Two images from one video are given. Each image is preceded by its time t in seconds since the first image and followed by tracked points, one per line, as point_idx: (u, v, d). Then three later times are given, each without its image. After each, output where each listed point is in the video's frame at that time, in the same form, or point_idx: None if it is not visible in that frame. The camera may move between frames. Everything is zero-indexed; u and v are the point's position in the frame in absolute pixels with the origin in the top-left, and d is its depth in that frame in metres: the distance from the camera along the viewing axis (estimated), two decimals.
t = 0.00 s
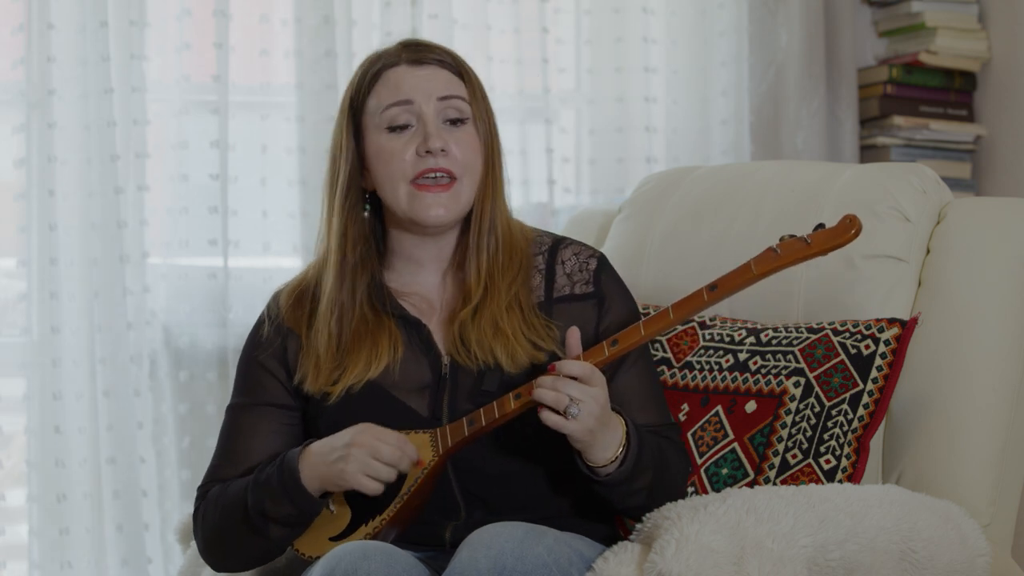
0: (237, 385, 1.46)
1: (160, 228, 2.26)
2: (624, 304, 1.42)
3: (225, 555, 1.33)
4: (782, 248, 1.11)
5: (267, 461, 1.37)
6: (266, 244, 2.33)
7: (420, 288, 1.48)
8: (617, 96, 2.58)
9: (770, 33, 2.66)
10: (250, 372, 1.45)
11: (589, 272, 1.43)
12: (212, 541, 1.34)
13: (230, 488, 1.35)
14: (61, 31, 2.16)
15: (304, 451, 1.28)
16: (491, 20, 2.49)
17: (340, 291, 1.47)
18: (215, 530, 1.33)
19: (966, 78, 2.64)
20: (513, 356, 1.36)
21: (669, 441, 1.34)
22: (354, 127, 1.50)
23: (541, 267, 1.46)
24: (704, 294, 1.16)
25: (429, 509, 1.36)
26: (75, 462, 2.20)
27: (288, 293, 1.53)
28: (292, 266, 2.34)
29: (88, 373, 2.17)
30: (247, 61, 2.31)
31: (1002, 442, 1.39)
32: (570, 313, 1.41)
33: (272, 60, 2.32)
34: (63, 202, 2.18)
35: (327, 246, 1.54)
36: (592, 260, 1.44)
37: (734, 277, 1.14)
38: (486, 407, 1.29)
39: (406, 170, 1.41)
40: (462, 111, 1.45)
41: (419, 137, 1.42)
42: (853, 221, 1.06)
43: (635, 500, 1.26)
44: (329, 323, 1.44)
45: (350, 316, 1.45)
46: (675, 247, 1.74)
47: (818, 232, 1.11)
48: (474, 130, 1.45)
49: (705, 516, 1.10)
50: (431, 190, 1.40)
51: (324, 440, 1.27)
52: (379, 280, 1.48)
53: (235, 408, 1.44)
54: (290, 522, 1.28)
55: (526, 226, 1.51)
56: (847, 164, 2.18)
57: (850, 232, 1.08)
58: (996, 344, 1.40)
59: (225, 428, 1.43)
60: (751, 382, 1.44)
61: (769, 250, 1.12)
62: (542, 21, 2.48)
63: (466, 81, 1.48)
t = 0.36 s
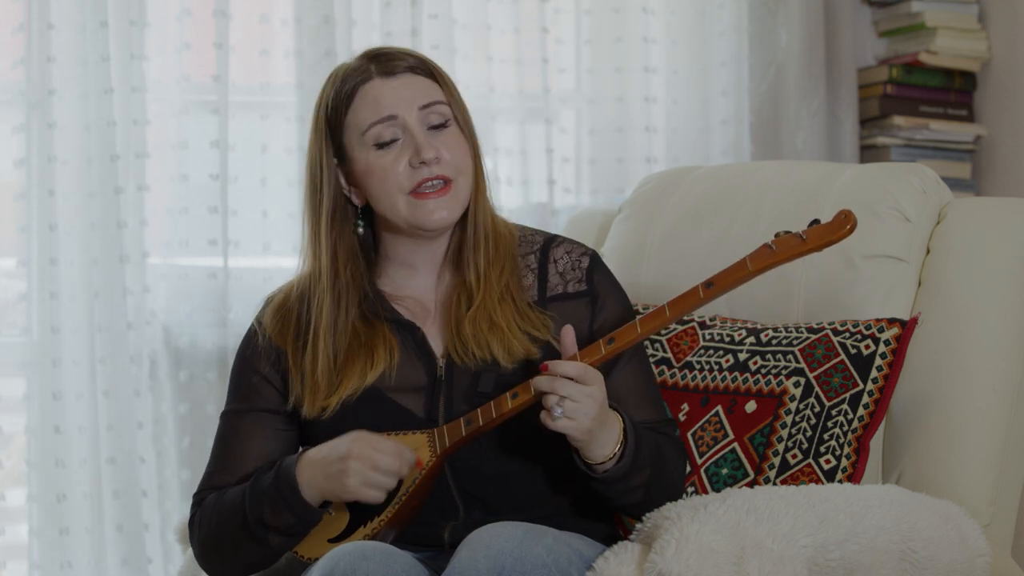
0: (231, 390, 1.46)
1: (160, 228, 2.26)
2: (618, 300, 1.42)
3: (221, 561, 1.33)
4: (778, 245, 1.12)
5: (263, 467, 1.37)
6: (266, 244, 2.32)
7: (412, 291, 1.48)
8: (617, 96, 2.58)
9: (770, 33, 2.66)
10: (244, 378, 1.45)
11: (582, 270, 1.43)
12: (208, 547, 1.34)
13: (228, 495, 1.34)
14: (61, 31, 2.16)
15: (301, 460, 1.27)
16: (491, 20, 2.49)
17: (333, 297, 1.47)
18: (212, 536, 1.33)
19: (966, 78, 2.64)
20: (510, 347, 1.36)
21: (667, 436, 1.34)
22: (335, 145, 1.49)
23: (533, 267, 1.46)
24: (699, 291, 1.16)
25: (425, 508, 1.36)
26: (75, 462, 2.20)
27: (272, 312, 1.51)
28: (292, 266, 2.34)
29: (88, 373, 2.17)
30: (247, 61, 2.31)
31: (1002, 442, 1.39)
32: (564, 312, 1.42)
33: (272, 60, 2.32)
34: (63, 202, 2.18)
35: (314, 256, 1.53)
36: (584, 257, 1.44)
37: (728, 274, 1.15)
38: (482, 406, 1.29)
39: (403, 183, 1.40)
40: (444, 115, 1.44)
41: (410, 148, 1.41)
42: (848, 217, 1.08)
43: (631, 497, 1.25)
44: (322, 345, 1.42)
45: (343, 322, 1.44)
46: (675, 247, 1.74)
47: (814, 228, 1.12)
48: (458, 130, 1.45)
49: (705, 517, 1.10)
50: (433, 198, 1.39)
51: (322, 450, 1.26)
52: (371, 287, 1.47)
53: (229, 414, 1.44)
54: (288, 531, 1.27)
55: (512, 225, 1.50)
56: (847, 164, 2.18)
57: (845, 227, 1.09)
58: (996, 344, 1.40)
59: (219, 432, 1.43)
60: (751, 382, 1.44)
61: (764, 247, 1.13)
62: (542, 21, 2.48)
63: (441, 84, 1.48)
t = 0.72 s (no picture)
0: (228, 392, 1.45)
1: (160, 228, 2.26)
2: (614, 299, 1.43)
3: (218, 560, 1.33)
4: (774, 238, 1.14)
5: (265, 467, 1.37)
6: (266, 244, 2.33)
7: (406, 291, 1.48)
8: (617, 96, 2.58)
9: (770, 33, 2.66)
10: (241, 380, 1.44)
11: (578, 270, 1.44)
12: (206, 545, 1.33)
13: (227, 494, 1.34)
14: (61, 31, 2.16)
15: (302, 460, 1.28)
16: (491, 20, 2.49)
17: (327, 295, 1.47)
18: (210, 535, 1.33)
19: (966, 78, 2.64)
20: (502, 356, 1.36)
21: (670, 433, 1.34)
22: (335, 130, 1.50)
23: (529, 266, 1.46)
24: (695, 286, 1.17)
25: (424, 508, 1.35)
26: (74, 462, 2.20)
27: (273, 296, 1.52)
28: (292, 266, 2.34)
29: (88, 373, 2.17)
30: (247, 61, 2.31)
31: (1002, 442, 1.39)
32: (560, 313, 1.42)
33: (272, 60, 2.32)
34: (63, 202, 2.18)
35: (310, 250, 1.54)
36: (580, 257, 1.45)
37: (727, 269, 1.16)
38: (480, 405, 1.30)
39: (381, 177, 1.40)
40: (438, 117, 1.44)
41: (392, 144, 1.41)
42: (844, 209, 1.11)
43: (648, 492, 1.26)
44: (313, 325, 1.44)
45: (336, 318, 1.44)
46: (675, 247, 1.74)
47: (808, 222, 1.14)
48: (449, 134, 1.44)
49: (705, 517, 1.10)
50: (407, 197, 1.39)
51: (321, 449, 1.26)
52: (365, 280, 1.48)
53: (225, 415, 1.43)
54: (287, 530, 1.27)
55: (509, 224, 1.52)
56: (847, 164, 2.18)
57: (841, 220, 1.11)
58: (996, 344, 1.40)
59: (217, 433, 1.42)
60: (751, 382, 1.44)
61: (760, 241, 1.15)
62: (542, 21, 2.48)
63: (442, 84, 1.46)
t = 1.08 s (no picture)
0: (232, 385, 1.44)
1: (160, 228, 2.26)
2: (618, 300, 1.44)
3: (223, 557, 1.33)
4: (784, 249, 1.13)
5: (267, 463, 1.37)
6: (266, 244, 2.33)
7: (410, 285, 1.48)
8: (617, 96, 2.58)
9: (770, 33, 2.66)
10: (245, 372, 1.44)
11: (583, 270, 1.44)
12: (209, 541, 1.33)
13: (231, 490, 1.34)
14: (61, 31, 2.16)
15: (307, 461, 1.27)
16: (491, 19, 2.49)
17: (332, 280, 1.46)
18: (213, 531, 1.33)
19: (966, 78, 2.64)
20: (501, 364, 1.35)
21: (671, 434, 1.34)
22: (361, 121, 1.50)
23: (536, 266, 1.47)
24: (704, 294, 1.16)
25: (427, 509, 1.35)
26: (75, 463, 2.20)
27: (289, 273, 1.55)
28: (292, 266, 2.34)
29: (88, 373, 2.17)
30: (247, 61, 2.31)
31: (1002, 442, 1.39)
32: (566, 312, 1.42)
33: (272, 60, 2.32)
34: (63, 202, 2.18)
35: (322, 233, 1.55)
36: (586, 258, 1.46)
37: (735, 277, 1.15)
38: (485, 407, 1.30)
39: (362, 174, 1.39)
40: (437, 131, 1.39)
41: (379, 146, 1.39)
42: (855, 222, 1.09)
43: (649, 493, 1.26)
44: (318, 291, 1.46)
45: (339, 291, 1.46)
46: (675, 247, 1.74)
47: (819, 232, 1.13)
48: (444, 150, 1.40)
49: (705, 516, 1.10)
50: (379, 200, 1.37)
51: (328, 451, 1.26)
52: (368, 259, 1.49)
53: (230, 408, 1.42)
54: (288, 529, 1.27)
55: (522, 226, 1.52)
56: (847, 164, 2.18)
57: (852, 232, 1.10)
58: (996, 344, 1.40)
59: (220, 427, 1.42)
60: (751, 382, 1.44)
61: (770, 250, 1.14)
62: (542, 21, 2.48)
63: (455, 97, 1.40)
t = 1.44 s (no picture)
0: (241, 377, 1.45)
1: (160, 228, 2.26)
2: (628, 304, 1.43)
3: (227, 551, 1.33)
4: (802, 267, 1.12)
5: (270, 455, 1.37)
6: (266, 244, 2.33)
7: (423, 284, 1.47)
8: (617, 96, 2.58)
9: (770, 33, 2.66)
10: (254, 365, 1.44)
11: (595, 274, 1.44)
12: (213, 535, 1.33)
13: (233, 482, 1.34)
14: (61, 31, 2.16)
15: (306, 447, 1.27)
16: (491, 20, 2.49)
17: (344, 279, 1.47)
18: (216, 525, 1.33)
19: (966, 78, 2.64)
20: (522, 357, 1.36)
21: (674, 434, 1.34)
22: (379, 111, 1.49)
23: (548, 268, 1.46)
24: (720, 309, 1.16)
25: (430, 508, 1.35)
26: (75, 463, 2.20)
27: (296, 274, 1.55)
28: (292, 266, 2.34)
29: (88, 373, 2.17)
30: (247, 61, 2.31)
31: (1002, 442, 1.39)
32: (576, 316, 1.42)
33: (272, 60, 2.32)
34: (63, 202, 2.18)
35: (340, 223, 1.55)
36: (598, 262, 1.45)
37: (752, 294, 1.14)
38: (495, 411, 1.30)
39: (415, 168, 1.41)
40: (482, 122, 1.44)
41: (432, 139, 1.41)
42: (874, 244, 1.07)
43: (655, 499, 1.25)
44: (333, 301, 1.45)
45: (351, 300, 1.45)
46: (675, 248, 1.74)
47: (838, 253, 1.12)
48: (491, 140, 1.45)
49: (706, 516, 1.10)
50: (437, 196, 1.40)
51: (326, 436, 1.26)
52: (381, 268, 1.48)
53: (238, 402, 1.43)
54: (291, 518, 1.27)
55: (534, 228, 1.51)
56: (847, 164, 2.18)
57: (871, 254, 1.09)
58: (996, 344, 1.40)
59: (227, 420, 1.42)
60: (751, 382, 1.44)
61: (788, 269, 1.13)
62: (541, 21, 2.48)
63: (492, 88, 1.46)
